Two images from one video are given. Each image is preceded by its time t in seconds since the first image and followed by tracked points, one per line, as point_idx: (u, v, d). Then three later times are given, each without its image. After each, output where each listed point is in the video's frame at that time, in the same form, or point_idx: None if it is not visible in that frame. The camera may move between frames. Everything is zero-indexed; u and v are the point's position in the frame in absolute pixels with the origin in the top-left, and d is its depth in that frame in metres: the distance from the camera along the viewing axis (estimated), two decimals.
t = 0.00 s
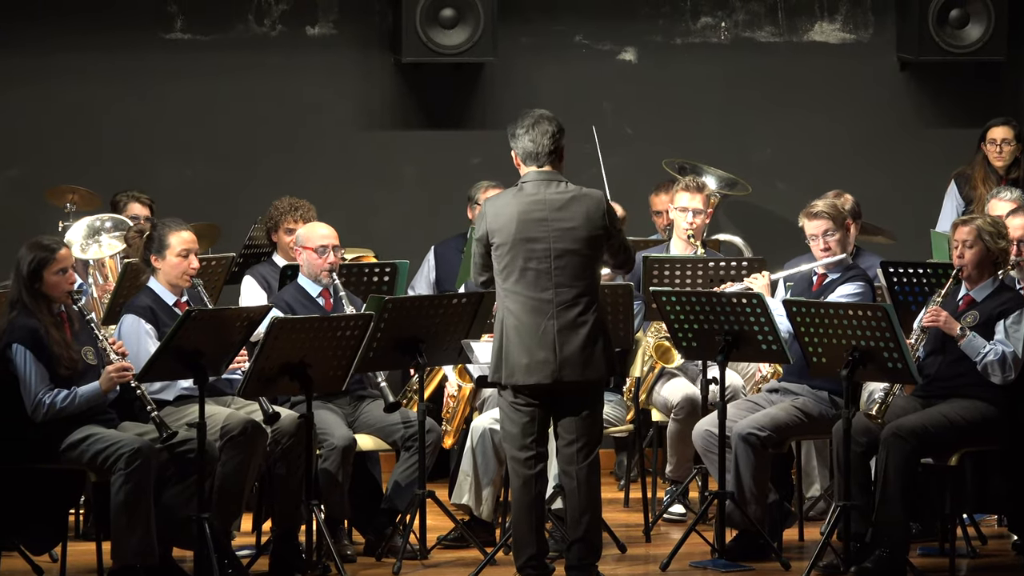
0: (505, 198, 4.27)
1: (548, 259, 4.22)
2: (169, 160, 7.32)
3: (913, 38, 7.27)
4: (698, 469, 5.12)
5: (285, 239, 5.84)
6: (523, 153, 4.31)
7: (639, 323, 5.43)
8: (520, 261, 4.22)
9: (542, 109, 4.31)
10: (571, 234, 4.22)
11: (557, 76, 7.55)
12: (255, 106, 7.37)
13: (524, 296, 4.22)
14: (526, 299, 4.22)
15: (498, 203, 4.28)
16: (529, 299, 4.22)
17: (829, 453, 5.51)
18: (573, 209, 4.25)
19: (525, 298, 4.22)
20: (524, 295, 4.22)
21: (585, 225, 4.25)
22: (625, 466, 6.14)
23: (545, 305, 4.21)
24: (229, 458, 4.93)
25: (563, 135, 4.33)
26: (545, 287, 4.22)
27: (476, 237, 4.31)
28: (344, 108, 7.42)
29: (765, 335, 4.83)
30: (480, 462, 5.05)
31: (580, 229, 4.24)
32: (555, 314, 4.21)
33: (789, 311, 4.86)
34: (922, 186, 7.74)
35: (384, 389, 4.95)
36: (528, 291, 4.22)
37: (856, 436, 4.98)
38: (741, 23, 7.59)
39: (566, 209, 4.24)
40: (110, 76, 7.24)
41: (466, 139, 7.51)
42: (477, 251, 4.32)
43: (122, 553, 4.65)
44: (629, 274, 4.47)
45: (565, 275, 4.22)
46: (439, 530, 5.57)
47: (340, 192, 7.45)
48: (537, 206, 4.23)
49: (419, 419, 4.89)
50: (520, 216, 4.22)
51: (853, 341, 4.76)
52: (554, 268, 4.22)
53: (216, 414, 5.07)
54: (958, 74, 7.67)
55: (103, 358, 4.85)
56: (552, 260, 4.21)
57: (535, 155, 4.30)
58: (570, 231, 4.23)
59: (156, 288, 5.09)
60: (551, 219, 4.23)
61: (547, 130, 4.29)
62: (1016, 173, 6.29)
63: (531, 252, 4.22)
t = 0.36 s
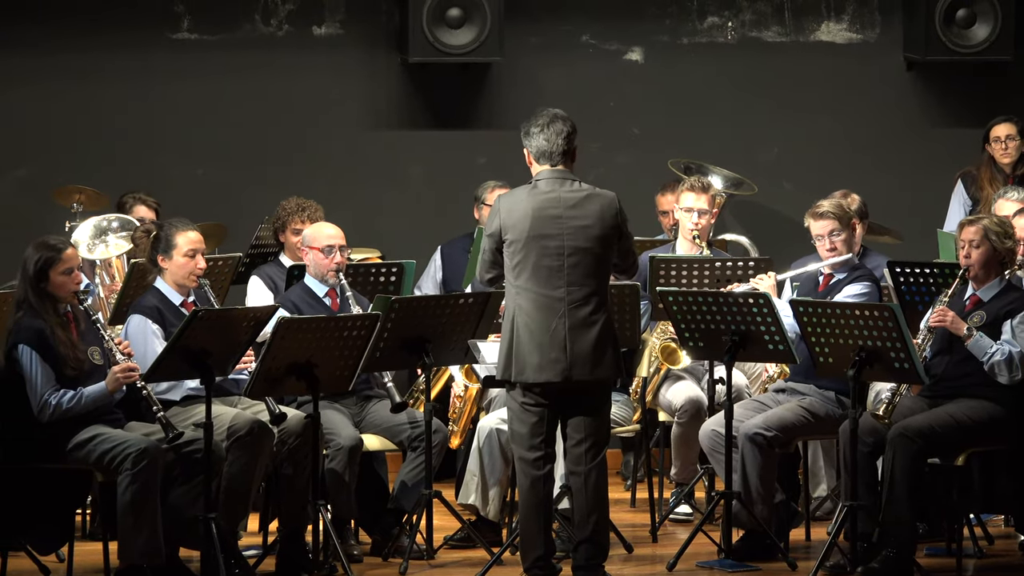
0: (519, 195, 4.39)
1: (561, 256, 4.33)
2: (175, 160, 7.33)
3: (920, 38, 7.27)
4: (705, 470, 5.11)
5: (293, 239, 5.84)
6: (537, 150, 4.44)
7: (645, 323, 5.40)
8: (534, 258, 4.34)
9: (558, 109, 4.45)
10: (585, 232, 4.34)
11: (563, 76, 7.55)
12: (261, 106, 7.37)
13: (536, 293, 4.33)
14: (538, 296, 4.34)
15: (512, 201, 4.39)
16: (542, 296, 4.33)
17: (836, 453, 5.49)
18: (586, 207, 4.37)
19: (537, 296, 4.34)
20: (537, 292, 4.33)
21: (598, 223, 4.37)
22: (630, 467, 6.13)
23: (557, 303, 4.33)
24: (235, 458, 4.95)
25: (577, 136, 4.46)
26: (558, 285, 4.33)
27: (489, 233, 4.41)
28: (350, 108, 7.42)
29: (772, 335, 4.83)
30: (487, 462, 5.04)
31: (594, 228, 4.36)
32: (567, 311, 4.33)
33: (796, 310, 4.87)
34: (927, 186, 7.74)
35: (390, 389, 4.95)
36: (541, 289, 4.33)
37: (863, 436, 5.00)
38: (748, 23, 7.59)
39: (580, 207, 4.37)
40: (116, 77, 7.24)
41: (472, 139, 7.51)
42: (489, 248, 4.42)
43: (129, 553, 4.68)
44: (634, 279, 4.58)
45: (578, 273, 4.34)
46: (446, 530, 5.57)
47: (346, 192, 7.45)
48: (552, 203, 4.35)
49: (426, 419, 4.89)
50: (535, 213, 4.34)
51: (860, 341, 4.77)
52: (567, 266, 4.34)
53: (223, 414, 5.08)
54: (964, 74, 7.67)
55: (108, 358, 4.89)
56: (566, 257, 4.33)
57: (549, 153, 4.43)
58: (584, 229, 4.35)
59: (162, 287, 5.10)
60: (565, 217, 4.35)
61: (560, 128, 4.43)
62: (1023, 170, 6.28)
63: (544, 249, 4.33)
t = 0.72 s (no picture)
0: (528, 195, 4.54)
1: (568, 255, 4.49)
2: (178, 160, 7.33)
3: (924, 37, 7.28)
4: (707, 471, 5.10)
5: (297, 240, 5.85)
6: (545, 151, 4.60)
7: (648, 323, 5.35)
8: (541, 256, 4.49)
9: (568, 110, 4.59)
10: (591, 232, 4.50)
11: (566, 77, 7.55)
12: (264, 106, 7.37)
13: (543, 292, 4.48)
14: (544, 294, 4.49)
15: (521, 200, 4.54)
16: (548, 295, 4.48)
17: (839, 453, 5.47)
18: (593, 208, 4.53)
19: (544, 294, 4.49)
20: (543, 290, 4.49)
21: (605, 224, 4.53)
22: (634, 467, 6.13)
23: (563, 302, 4.48)
24: (238, 458, 4.96)
25: (585, 136, 4.61)
26: (564, 284, 4.49)
27: (497, 232, 4.56)
28: (353, 108, 7.42)
29: (775, 335, 4.86)
30: (490, 463, 5.04)
31: (600, 228, 4.52)
32: (572, 310, 4.48)
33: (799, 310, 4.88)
34: (930, 185, 7.74)
35: (393, 390, 4.96)
36: (547, 287, 4.48)
37: (866, 436, 5.00)
38: (751, 23, 7.59)
39: (587, 208, 4.52)
40: (120, 77, 7.24)
41: (474, 139, 7.51)
42: (497, 246, 4.57)
43: (131, 553, 4.74)
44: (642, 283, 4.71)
45: (584, 273, 4.50)
46: (449, 531, 5.57)
47: (349, 193, 7.45)
48: (560, 203, 4.51)
49: (429, 419, 4.91)
50: (543, 213, 4.49)
51: (862, 341, 4.77)
52: (574, 265, 4.49)
53: (225, 414, 5.09)
54: (967, 74, 7.68)
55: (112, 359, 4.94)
56: (572, 257, 4.49)
57: (558, 153, 4.58)
58: (591, 229, 4.51)
59: (165, 288, 5.10)
60: (573, 217, 4.50)
61: (568, 130, 4.57)
62: None
63: (551, 248, 4.48)
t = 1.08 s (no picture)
0: (535, 190, 4.32)
1: (576, 254, 4.27)
2: (174, 153, 7.12)
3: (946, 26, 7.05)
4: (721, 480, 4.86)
5: (291, 238, 5.62)
6: (555, 145, 4.37)
7: (658, 323, 5.08)
8: (548, 255, 4.27)
9: (578, 101, 4.37)
10: (602, 229, 4.28)
11: (574, 68, 7.33)
12: (263, 98, 7.16)
13: (549, 292, 4.27)
14: (551, 294, 4.27)
15: (527, 196, 4.32)
16: (556, 295, 4.27)
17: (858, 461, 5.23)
18: (604, 204, 4.31)
19: (551, 294, 4.27)
20: (550, 290, 4.27)
21: (616, 221, 4.31)
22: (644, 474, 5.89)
23: (572, 302, 4.27)
24: (229, 466, 4.75)
25: (596, 129, 4.39)
26: (573, 283, 4.27)
27: (502, 228, 4.34)
28: (354, 100, 7.20)
29: (791, 338, 4.65)
30: (492, 471, 4.81)
31: (611, 225, 4.30)
32: (581, 311, 4.27)
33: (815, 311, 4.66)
34: (949, 182, 7.50)
35: (391, 395, 4.74)
36: (554, 287, 4.26)
37: (887, 443, 4.76)
38: (765, 11, 7.38)
39: (597, 204, 4.31)
40: (109, 68, 7.03)
41: (478, 133, 7.30)
42: (502, 243, 4.35)
43: (118, 566, 4.54)
44: (656, 282, 4.49)
45: (593, 272, 4.28)
46: (450, 542, 5.32)
47: (349, 188, 7.22)
48: (569, 199, 4.29)
49: (428, 425, 4.67)
50: (551, 209, 4.28)
51: (883, 343, 4.55)
52: (583, 264, 4.27)
53: (216, 420, 4.89)
54: (990, 66, 7.44)
55: (98, 362, 4.75)
56: (581, 255, 4.27)
57: (569, 147, 4.36)
58: (601, 226, 4.29)
59: (153, 287, 4.88)
60: (582, 213, 4.29)
61: (581, 122, 4.34)
62: None
63: (559, 246, 4.27)
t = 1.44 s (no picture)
0: (543, 185, 4.09)
1: (586, 252, 4.04)
2: (168, 145, 6.89)
3: (973, 14, 6.80)
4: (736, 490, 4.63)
5: (286, 237, 5.40)
6: (563, 136, 4.14)
7: (669, 326, 4.81)
8: (556, 252, 4.04)
9: (589, 93, 4.14)
10: (613, 226, 4.05)
11: (583, 58, 7.10)
12: (260, 89, 6.92)
13: (557, 292, 4.04)
14: (560, 294, 4.05)
15: (535, 191, 4.10)
16: (564, 295, 4.04)
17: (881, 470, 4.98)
18: (616, 199, 4.08)
19: (559, 295, 4.05)
20: (559, 289, 4.05)
21: (628, 217, 4.08)
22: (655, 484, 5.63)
23: (581, 303, 4.04)
24: (219, 476, 4.52)
25: (607, 122, 4.16)
26: (582, 283, 4.04)
27: (508, 224, 4.11)
28: (355, 91, 6.97)
29: (810, 341, 4.43)
30: (497, 481, 4.57)
31: (623, 222, 4.07)
32: (590, 313, 4.04)
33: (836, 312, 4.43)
34: (975, 177, 7.21)
35: (390, 402, 4.51)
36: (563, 286, 4.04)
37: (910, 452, 4.53)
38: None
39: (609, 199, 4.08)
40: (95, 58, 6.80)
41: (482, 126, 7.06)
42: (507, 240, 4.12)
43: None
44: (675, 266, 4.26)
45: (604, 271, 4.05)
46: (451, 556, 5.08)
47: (348, 183, 6.99)
48: (578, 194, 4.06)
49: (429, 433, 4.44)
50: (559, 205, 4.05)
51: (907, 347, 4.31)
52: (593, 263, 4.04)
53: (205, 427, 4.65)
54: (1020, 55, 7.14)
55: (83, 367, 4.48)
56: (591, 253, 4.04)
57: (578, 138, 4.13)
58: (612, 223, 4.06)
59: (139, 288, 4.65)
60: (592, 209, 4.06)
61: (592, 113, 4.12)
62: None
63: (568, 243, 4.04)
